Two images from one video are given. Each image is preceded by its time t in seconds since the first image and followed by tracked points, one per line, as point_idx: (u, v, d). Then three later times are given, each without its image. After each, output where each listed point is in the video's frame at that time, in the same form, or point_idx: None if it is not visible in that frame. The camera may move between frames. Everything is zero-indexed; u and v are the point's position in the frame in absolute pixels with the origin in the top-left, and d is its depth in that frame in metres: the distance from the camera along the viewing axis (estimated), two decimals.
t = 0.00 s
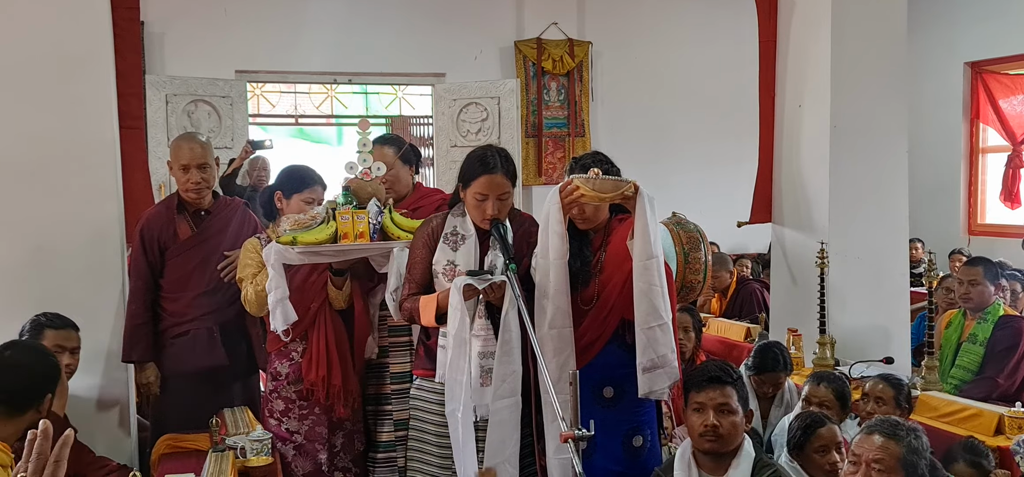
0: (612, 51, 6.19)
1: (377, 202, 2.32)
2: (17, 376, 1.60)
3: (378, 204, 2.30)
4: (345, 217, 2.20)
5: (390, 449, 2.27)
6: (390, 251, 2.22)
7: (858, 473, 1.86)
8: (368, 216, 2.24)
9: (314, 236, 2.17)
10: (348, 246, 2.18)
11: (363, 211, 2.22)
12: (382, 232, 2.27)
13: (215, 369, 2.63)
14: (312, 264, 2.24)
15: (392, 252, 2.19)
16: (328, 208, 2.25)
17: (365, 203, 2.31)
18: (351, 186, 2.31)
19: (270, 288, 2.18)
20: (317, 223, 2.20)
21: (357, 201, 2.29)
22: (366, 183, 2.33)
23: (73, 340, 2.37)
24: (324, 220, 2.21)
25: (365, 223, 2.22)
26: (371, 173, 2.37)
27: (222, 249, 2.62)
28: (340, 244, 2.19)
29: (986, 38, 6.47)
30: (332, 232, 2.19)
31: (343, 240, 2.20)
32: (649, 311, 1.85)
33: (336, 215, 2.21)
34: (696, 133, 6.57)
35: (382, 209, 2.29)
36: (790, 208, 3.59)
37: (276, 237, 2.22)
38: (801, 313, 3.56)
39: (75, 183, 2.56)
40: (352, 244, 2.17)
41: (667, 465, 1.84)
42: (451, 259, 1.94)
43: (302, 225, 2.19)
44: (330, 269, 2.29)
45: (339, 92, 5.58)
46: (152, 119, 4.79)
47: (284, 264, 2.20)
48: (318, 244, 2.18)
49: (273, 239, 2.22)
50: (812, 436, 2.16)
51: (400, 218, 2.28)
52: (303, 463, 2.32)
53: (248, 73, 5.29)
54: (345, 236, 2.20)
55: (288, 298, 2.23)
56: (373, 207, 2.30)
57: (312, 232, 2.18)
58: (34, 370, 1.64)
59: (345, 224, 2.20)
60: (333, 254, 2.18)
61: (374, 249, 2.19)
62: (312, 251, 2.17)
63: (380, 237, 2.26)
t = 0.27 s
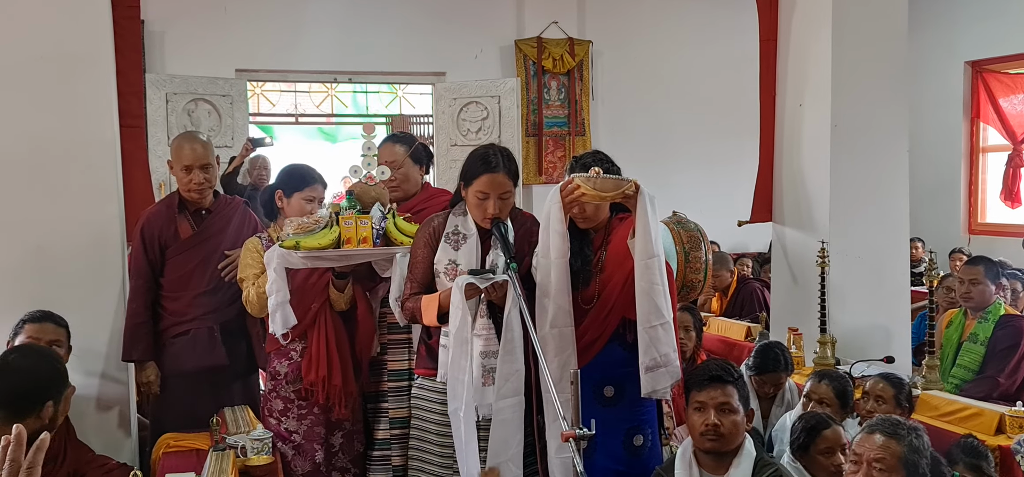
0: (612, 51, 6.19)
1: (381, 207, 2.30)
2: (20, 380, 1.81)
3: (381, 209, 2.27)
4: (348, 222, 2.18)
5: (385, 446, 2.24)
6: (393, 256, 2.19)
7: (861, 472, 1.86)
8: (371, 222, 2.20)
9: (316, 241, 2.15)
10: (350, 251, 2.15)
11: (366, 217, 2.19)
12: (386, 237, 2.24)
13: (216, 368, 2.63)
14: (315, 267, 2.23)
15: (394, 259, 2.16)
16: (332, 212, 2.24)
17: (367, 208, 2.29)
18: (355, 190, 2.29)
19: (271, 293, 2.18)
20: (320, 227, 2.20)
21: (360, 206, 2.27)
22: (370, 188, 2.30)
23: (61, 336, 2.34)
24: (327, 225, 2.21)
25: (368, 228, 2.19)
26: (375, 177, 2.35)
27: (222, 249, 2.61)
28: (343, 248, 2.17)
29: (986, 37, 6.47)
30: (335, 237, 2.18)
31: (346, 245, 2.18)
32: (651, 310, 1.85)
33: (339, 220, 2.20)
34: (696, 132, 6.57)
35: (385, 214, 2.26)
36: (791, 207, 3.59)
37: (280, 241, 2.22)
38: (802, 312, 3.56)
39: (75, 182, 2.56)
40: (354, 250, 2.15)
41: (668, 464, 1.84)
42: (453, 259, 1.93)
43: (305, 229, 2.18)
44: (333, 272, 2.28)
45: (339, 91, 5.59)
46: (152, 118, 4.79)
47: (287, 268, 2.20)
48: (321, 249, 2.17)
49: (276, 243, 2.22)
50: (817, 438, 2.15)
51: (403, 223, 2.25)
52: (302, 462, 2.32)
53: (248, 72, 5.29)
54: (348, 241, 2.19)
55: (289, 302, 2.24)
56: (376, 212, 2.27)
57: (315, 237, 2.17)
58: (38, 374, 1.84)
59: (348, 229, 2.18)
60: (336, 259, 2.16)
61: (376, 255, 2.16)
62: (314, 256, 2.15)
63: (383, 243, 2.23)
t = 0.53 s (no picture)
0: (613, 50, 6.19)
1: (380, 205, 2.38)
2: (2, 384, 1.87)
3: (380, 206, 2.34)
4: (348, 221, 2.18)
5: (382, 445, 2.25)
6: (395, 254, 2.20)
7: (862, 472, 1.86)
8: (372, 220, 2.21)
9: (318, 241, 2.16)
10: (353, 249, 2.15)
11: (366, 215, 2.20)
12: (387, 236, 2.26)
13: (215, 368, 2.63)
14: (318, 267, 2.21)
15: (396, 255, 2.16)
16: (333, 212, 2.25)
17: (367, 206, 2.37)
18: (355, 189, 2.38)
19: (273, 294, 2.17)
20: (321, 227, 2.21)
21: (360, 205, 2.32)
22: (369, 186, 2.39)
23: (46, 331, 2.32)
24: (327, 225, 2.22)
25: (369, 226, 2.19)
26: (374, 175, 2.52)
27: (220, 249, 2.62)
28: (344, 247, 2.17)
29: (986, 36, 6.47)
30: (336, 236, 2.18)
31: (347, 244, 2.18)
32: (651, 309, 1.85)
33: (340, 219, 2.20)
34: (696, 132, 6.57)
35: (386, 212, 2.30)
36: (791, 206, 3.59)
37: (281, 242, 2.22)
38: (803, 311, 3.55)
39: (75, 182, 2.56)
40: (355, 248, 2.15)
41: (669, 463, 1.84)
42: (453, 258, 1.93)
43: (305, 230, 2.19)
44: (337, 272, 2.29)
45: (339, 90, 5.57)
46: (152, 117, 4.80)
47: (288, 269, 2.20)
48: (322, 249, 2.17)
49: (278, 244, 2.22)
50: (832, 441, 2.15)
51: (404, 220, 2.25)
52: (304, 463, 2.31)
53: (248, 72, 5.29)
54: (349, 240, 2.19)
55: (289, 303, 2.22)
56: (377, 210, 2.34)
57: (316, 237, 2.17)
58: (17, 382, 1.88)
59: (348, 228, 2.18)
60: (338, 258, 2.15)
61: (378, 252, 2.16)
62: (316, 256, 2.15)
63: (385, 240, 2.24)
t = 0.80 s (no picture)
0: (613, 49, 6.19)
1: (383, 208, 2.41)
2: None
3: (383, 212, 2.30)
4: (351, 226, 2.16)
5: (383, 445, 2.23)
6: (397, 258, 2.19)
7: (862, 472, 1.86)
8: (374, 225, 2.20)
9: (320, 245, 2.14)
10: (356, 254, 2.14)
11: (369, 220, 2.18)
12: (389, 239, 2.26)
13: (213, 369, 2.67)
14: (319, 270, 2.23)
15: (398, 260, 2.16)
16: (335, 214, 2.22)
17: (371, 208, 2.41)
18: (358, 192, 2.42)
19: (275, 295, 2.16)
20: (323, 230, 2.17)
21: (363, 208, 2.34)
22: (372, 189, 2.43)
23: (32, 337, 2.28)
24: (330, 228, 2.18)
25: (372, 231, 2.18)
26: (378, 178, 2.48)
27: (217, 250, 2.62)
28: (347, 252, 2.15)
29: (987, 36, 6.46)
30: (338, 241, 2.16)
31: (349, 249, 2.16)
32: (650, 308, 1.85)
33: (342, 223, 2.18)
34: (697, 131, 6.57)
35: (388, 216, 2.29)
36: (792, 205, 3.59)
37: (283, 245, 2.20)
38: (804, 310, 3.55)
39: (75, 182, 2.56)
40: (358, 253, 2.14)
41: (670, 462, 1.85)
42: (452, 257, 1.93)
43: (308, 233, 2.16)
44: (339, 274, 2.29)
45: (340, 90, 5.56)
46: (152, 116, 4.80)
47: (290, 271, 2.19)
48: (325, 254, 2.15)
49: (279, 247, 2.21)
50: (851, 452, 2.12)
51: (407, 226, 2.27)
52: (304, 463, 2.31)
53: (249, 71, 5.29)
54: (352, 245, 2.17)
55: (291, 305, 2.21)
56: (379, 214, 2.32)
57: (319, 241, 2.15)
58: None
59: (351, 233, 2.16)
60: (342, 263, 2.15)
61: (380, 257, 2.16)
62: (318, 260, 2.14)
63: (386, 245, 2.25)
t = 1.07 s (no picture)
0: (614, 49, 6.19)
1: (384, 209, 2.37)
2: None
3: (384, 212, 2.30)
4: (352, 227, 2.15)
5: (385, 445, 2.23)
6: (398, 260, 2.18)
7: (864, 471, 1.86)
8: (375, 226, 2.19)
9: (321, 247, 2.13)
10: (356, 255, 2.14)
11: (370, 221, 2.17)
12: (390, 240, 2.26)
13: (213, 369, 2.70)
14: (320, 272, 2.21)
15: (399, 262, 2.16)
16: (336, 215, 2.22)
17: (371, 210, 2.37)
18: (357, 193, 2.37)
19: (276, 298, 2.16)
20: (324, 231, 2.17)
21: (364, 210, 2.32)
22: (372, 190, 2.39)
23: (49, 344, 2.31)
24: (331, 229, 2.18)
25: (372, 231, 2.17)
26: (379, 180, 2.49)
27: (216, 250, 2.64)
28: (347, 254, 2.15)
29: (987, 35, 6.46)
30: (339, 242, 2.15)
31: (350, 250, 2.16)
32: (649, 308, 1.85)
33: (343, 224, 2.18)
34: (697, 131, 6.56)
35: (389, 217, 2.29)
36: (792, 205, 3.59)
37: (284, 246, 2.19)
38: (804, 310, 3.55)
39: (76, 183, 2.56)
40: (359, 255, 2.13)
41: (670, 461, 1.85)
42: (453, 257, 1.93)
43: (309, 235, 2.16)
44: (341, 276, 2.28)
45: (340, 90, 5.55)
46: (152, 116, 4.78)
47: (290, 273, 2.17)
48: (326, 255, 2.15)
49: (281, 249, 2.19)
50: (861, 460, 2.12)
51: (407, 226, 2.28)
52: (305, 463, 2.31)
53: (249, 71, 5.29)
54: (352, 247, 2.16)
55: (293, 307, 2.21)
56: (380, 215, 2.30)
57: (319, 243, 2.14)
58: None
59: (352, 234, 2.15)
60: (344, 264, 2.15)
61: (381, 258, 2.16)
62: (319, 262, 2.14)
63: (387, 246, 2.25)
